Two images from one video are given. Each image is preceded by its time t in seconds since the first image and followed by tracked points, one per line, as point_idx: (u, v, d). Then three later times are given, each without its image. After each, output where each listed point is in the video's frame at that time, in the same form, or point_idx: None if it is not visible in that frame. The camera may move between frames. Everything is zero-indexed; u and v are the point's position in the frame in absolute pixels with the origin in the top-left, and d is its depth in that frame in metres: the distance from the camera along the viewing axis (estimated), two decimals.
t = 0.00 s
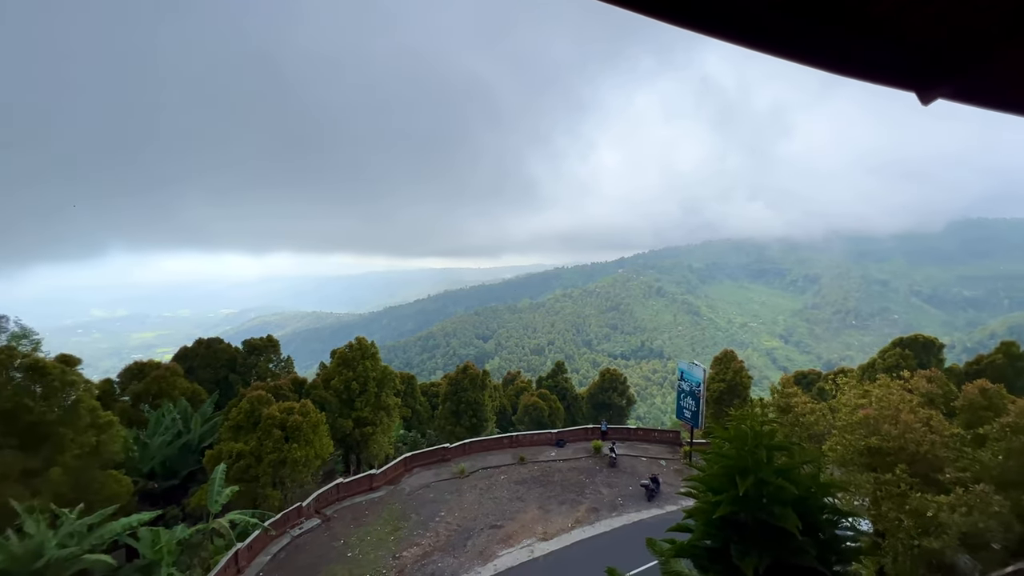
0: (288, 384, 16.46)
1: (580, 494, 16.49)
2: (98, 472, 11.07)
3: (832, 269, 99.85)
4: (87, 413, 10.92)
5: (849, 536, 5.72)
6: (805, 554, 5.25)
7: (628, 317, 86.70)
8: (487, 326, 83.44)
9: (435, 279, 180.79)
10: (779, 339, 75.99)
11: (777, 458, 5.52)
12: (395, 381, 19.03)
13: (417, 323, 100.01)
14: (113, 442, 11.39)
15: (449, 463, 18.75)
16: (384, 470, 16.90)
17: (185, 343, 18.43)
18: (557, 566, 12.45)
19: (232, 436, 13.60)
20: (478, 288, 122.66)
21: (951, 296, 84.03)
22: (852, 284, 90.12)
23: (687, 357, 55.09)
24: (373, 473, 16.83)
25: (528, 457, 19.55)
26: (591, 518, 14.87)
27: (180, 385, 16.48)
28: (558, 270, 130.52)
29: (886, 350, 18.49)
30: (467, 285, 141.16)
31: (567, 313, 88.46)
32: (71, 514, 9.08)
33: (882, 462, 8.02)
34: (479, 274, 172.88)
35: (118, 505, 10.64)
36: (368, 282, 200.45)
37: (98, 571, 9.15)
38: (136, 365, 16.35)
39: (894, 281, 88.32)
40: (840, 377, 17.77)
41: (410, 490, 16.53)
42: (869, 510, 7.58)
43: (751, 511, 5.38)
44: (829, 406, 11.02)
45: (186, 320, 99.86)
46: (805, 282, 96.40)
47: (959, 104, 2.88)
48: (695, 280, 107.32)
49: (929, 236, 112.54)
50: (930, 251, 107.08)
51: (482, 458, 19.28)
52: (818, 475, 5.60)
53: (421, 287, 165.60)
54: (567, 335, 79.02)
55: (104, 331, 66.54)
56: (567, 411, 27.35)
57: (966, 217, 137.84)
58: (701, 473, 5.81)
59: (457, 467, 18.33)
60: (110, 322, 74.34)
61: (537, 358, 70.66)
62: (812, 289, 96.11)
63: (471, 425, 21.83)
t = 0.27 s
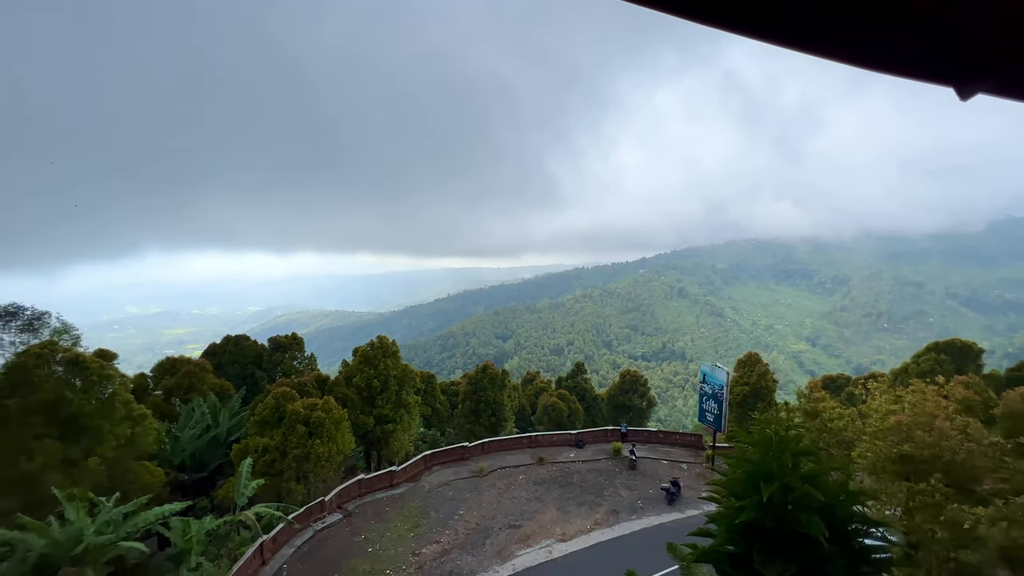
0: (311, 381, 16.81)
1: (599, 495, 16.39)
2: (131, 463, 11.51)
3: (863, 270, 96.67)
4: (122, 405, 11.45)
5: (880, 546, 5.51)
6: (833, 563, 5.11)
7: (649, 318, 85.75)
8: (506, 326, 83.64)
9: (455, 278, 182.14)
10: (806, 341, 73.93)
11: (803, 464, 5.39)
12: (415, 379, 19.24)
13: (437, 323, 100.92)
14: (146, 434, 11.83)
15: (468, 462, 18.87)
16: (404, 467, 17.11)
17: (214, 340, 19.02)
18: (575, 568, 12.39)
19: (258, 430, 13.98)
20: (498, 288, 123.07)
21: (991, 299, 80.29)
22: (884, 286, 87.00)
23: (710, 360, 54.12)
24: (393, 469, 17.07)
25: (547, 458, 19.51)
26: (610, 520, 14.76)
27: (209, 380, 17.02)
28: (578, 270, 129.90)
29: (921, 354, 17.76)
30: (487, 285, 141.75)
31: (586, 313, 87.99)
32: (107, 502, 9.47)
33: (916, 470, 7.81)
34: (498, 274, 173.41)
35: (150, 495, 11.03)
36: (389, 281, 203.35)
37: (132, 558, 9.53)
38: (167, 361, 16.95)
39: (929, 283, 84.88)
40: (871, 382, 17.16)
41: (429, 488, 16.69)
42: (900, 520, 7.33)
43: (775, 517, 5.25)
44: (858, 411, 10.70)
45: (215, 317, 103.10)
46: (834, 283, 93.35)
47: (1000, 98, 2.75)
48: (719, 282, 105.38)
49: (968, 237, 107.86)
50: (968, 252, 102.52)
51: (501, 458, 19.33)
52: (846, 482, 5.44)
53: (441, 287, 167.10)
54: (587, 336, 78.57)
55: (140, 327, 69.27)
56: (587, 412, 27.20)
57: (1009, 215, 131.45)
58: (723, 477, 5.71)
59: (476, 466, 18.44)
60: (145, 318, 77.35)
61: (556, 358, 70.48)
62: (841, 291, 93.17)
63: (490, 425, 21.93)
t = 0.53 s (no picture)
0: (336, 378, 17.16)
1: (620, 498, 16.23)
2: (166, 454, 11.95)
3: (898, 272, 92.90)
4: (157, 398, 11.81)
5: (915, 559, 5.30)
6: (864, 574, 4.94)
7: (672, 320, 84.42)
8: (526, 326, 83.55)
9: (475, 278, 182.78)
10: (837, 345, 71.52)
11: (833, 471, 5.24)
12: (437, 378, 19.42)
13: (458, 322, 101.48)
14: (179, 427, 12.26)
15: (488, 461, 18.95)
16: (425, 465, 17.29)
17: (243, 337, 19.59)
18: (596, 570, 12.31)
19: (285, 425, 14.33)
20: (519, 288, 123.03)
21: None
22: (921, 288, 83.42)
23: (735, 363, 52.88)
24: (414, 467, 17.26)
25: (568, 459, 19.43)
26: (631, 524, 14.60)
27: (238, 376, 17.55)
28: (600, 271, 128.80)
29: (960, 359, 16.99)
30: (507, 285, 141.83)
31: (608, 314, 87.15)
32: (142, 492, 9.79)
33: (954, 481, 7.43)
34: (519, 274, 173.34)
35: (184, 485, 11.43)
36: (411, 281, 205.51)
37: (166, 545, 9.89)
38: (199, 357, 17.56)
39: (970, 285, 80.82)
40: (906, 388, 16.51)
41: (450, 486, 16.83)
42: (937, 533, 7.02)
43: (803, 525, 5.11)
44: (892, 418, 10.32)
45: (243, 315, 105.99)
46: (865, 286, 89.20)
47: None
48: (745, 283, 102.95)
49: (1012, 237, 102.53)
50: (1012, 252, 97.56)
51: (521, 458, 19.35)
52: (879, 491, 5.25)
53: (462, 287, 167.96)
54: (608, 337, 77.85)
55: (173, 323, 71.79)
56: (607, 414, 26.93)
57: None
58: (749, 482, 5.58)
59: (496, 465, 18.50)
60: (178, 315, 80.16)
61: (577, 359, 70.03)
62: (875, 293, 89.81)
63: (510, 425, 21.97)
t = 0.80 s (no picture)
0: (361, 376, 17.49)
1: (643, 502, 16.02)
2: (199, 446, 12.38)
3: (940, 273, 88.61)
4: (192, 393, 12.34)
5: None
6: None
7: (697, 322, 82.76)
8: (548, 326, 83.28)
9: (497, 278, 183.19)
10: (872, 349, 68.76)
11: (868, 480, 5.07)
12: (459, 377, 19.57)
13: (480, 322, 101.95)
14: (212, 421, 12.69)
15: (510, 461, 18.99)
16: (447, 463, 17.45)
17: (272, 334, 20.16)
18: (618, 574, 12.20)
19: (312, 421, 14.66)
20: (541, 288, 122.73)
21: None
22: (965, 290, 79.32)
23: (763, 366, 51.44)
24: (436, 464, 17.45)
25: (589, 460, 19.28)
26: (654, 528, 14.40)
27: (267, 372, 18.09)
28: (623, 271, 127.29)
29: (1006, 366, 16.12)
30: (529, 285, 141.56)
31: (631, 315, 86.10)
32: (178, 481, 10.16)
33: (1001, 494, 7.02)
34: (541, 274, 172.82)
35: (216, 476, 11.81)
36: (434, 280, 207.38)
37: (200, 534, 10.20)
38: (231, 353, 18.17)
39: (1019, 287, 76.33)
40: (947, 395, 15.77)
41: (472, 484, 16.93)
42: (981, 547, 6.68)
43: (835, 534, 4.95)
44: (932, 427, 9.86)
45: (272, 313, 108.94)
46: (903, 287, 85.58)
47: None
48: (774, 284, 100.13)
49: None
50: None
51: (543, 458, 19.31)
52: (919, 503, 5.03)
53: (484, 287, 168.55)
54: (631, 339, 76.89)
55: (206, 320, 74.33)
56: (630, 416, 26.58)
57: None
58: (778, 489, 5.45)
59: (517, 466, 18.52)
60: (211, 313, 83.02)
61: (599, 360, 69.40)
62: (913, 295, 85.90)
63: (532, 425, 21.97)
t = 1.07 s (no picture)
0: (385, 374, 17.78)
1: (668, 506, 15.75)
2: (231, 439, 12.80)
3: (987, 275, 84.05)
4: (225, 387, 12.71)
5: None
6: None
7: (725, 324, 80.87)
8: (571, 327, 82.85)
9: (521, 278, 183.18)
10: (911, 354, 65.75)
11: (907, 490, 4.86)
12: (482, 376, 19.66)
13: (503, 322, 102.26)
14: (244, 414, 13.11)
15: (532, 461, 18.98)
16: (470, 462, 17.55)
17: (301, 332, 20.74)
18: None
19: (338, 417, 14.98)
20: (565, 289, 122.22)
21: None
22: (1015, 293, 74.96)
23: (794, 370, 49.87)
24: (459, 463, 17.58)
25: (612, 463, 19.08)
26: (679, 533, 14.14)
27: (296, 368, 18.61)
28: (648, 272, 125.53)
29: None
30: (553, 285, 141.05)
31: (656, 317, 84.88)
32: (211, 472, 10.51)
33: None
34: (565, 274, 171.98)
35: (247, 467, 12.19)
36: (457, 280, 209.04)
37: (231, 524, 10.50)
38: (263, 349, 18.78)
39: None
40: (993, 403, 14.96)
41: (494, 484, 16.99)
42: None
43: (871, 545, 4.76)
44: (976, 437, 9.39)
45: (302, 311, 111.80)
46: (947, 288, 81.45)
47: None
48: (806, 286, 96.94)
49: None
50: None
51: (565, 460, 19.22)
52: (964, 516, 4.79)
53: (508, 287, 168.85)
54: (656, 340, 75.76)
55: (239, 317, 76.92)
56: (655, 419, 26.16)
57: None
58: (809, 496, 5.29)
59: (540, 466, 18.49)
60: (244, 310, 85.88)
61: (623, 361, 68.66)
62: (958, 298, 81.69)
63: (554, 425, 21.91)
